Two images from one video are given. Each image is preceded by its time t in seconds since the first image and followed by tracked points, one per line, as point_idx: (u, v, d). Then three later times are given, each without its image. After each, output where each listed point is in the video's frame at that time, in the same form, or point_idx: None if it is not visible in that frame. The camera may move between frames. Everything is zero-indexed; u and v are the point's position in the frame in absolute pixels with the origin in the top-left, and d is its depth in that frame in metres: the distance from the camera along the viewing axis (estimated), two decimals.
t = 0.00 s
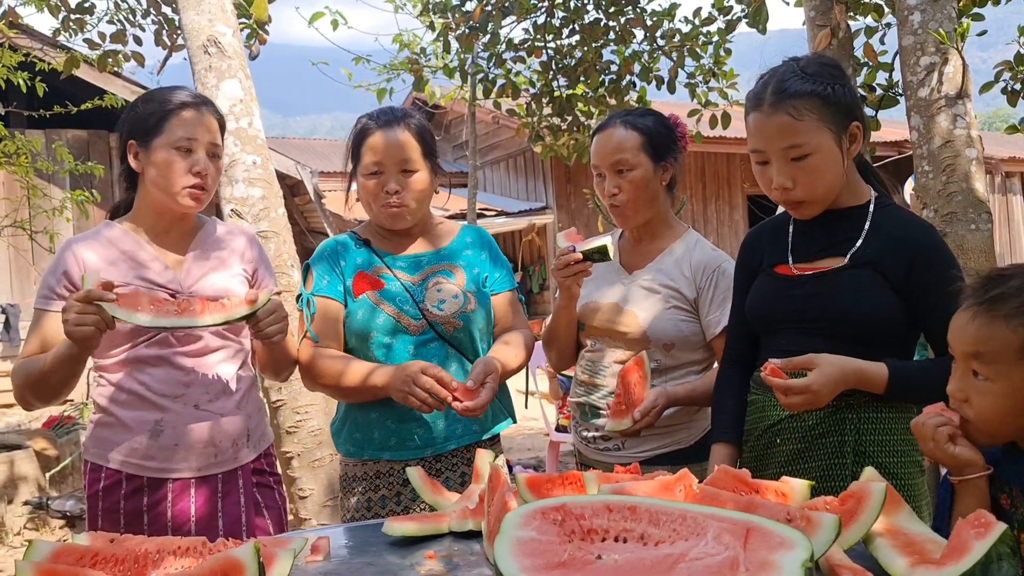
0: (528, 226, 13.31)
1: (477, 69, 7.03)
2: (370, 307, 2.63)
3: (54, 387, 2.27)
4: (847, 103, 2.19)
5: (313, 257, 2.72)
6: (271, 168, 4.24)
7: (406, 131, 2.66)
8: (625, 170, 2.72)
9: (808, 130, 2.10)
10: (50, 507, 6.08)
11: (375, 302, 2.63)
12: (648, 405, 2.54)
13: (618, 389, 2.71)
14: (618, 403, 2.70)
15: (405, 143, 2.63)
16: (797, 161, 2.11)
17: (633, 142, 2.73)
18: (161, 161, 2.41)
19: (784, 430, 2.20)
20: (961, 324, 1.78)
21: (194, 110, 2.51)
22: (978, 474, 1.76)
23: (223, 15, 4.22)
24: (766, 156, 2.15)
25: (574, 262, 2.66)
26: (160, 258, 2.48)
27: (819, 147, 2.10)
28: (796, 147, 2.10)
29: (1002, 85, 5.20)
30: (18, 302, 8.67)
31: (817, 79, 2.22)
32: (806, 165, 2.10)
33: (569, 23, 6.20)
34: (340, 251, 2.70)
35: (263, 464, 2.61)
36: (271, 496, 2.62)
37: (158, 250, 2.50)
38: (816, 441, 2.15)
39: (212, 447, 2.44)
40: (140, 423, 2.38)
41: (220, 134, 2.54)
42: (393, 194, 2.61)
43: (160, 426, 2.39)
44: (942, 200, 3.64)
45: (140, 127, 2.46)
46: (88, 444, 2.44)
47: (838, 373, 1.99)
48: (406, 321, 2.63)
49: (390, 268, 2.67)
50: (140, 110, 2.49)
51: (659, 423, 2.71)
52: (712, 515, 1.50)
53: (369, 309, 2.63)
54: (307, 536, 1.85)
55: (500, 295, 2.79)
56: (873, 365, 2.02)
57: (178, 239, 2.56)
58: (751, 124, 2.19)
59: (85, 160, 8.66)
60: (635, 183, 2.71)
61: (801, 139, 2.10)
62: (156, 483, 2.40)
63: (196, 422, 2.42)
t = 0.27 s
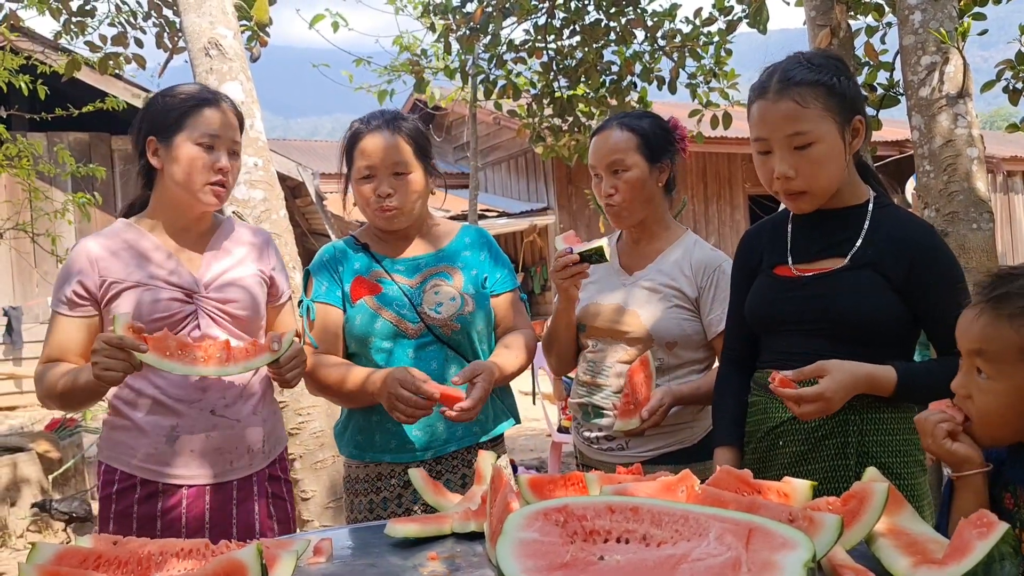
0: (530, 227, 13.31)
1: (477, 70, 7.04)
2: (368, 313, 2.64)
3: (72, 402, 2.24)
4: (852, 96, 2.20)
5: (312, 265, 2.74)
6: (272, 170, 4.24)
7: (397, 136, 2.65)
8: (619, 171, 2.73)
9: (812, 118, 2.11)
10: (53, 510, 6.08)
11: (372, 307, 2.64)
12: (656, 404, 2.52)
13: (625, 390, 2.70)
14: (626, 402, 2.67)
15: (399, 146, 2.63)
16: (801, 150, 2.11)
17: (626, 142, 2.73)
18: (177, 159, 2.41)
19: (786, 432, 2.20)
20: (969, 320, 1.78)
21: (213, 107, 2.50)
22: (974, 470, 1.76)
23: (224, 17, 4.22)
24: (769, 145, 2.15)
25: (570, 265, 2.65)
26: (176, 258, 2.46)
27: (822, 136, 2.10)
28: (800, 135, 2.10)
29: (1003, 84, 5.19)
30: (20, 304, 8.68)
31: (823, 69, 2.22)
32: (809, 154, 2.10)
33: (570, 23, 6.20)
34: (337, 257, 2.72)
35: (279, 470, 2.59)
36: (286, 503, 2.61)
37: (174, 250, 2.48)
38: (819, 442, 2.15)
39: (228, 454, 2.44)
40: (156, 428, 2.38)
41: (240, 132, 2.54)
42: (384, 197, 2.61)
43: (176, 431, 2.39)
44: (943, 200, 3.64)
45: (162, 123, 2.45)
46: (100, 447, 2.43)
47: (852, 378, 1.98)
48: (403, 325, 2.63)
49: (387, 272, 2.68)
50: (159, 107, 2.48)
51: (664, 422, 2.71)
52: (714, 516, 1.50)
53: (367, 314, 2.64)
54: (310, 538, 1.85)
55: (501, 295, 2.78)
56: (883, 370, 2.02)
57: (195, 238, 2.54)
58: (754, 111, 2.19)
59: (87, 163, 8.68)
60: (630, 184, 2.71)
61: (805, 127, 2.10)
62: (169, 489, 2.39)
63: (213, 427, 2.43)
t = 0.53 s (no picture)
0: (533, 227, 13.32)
1: (480, 70, 7.05)
2: (377, 310, 2.65)
3: (88, 393, 2.19)
4: (857, 90, 2.20)
5: (320, 265, 2.75)
6: (275, 170, 4.25)
7: (405, 133, 2.66)
8: (619, 173, 2.73)
9: (817, 107, 2.11)
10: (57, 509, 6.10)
11: (382, 305, 2.65)
12: (653, 402, 2.53)
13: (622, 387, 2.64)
14: (622, 400, 2.61)
15: (404, 146, 2.63)
16: (806, 139, 2.11)
17: (626, 145, 2.73)
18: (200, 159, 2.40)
19: (786, 431, 2.20)
20: (978, 328, 1.77)
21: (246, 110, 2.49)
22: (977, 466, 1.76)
23: (228, 18, 4.23)
24: (774, 135, 2.15)
25: (568, 269, 2.69)
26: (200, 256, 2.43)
27: (827, 125, 2.10)
28: (805, 123, 2.10)
29: (1007, 84, 5.18)
30: (24, 305, 8.71)
31: (828, 62, 2.23)
32: (814, 143, 2.10)
33: (572, 24, 6.21)
34: (345, 256, 2.72)
35: (301, 465, 2.62)
36: (308, 497, 2.62)
37: (197, 247, 2.45)
38: (820, 442, 2.15)
39: (257, 451, 2.44)
40: (184, 429, 2.35)
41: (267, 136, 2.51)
42: (394, 197, 2.61)
43: (206, 431, 2.37)
44: (947, 199, 3.64)
45: (194, 120, 2.43)
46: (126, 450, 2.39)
47: (841, 369, 1.98)
48: (413, 324, 2.64)
49: (396, 271, 2.68)
50: (190, 107, 2.46)
51: (661, 421, 2.72)
52: (718, 515, 1.50)
53: (376, 312, 2.65)
54: (314, 538, 1.86)
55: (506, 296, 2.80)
56: (878, 363, 2.01)
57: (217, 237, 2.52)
58: (760, 102, 2.20)
59: (90, 164, 8.70)
60: (630, 186, 2.71)
61: (809, 116, 2.10)
62: (203, 488, 2.37)
63: (240, 425, 2.41)
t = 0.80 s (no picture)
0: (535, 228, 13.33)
1: (483, 71, 7.05)
2: (386, 309, 2.65)
3: (105, 404, 2.19)
4: (858, 93, 2.20)
5: (331, 264, 2.76)
6: (278, 171, 4.26)
7: (417, 132, 2.66)
8: (618, 177, 2.73)
9: (818, 113, 2.11)
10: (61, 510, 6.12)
11: (391, 304, 2.65)
12: (641, 403, 2.54)
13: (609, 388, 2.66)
14: (610, 401, 2.64)
15: (412, 146, 2.63)
16: (807, 144, 2.11)
17: (625, 148, 2.74)
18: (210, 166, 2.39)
19: (785, 430, 2.20)
20: (978, 335, 1.77)
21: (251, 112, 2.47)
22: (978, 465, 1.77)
23: (231, 19, 4.24)
24: (776, 141, 2.15)
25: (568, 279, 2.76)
26: (206, 256, 2.43)
27: (829, 131, 2.11)
28: (806, 130, 2.11)
29: (1009, 83, 5.18)
30: (28, 305, 8.74)
31: (829, 65, 2.22)
32: (815, 148, 2.10)
33: (575, 24, 6.21)
34: (356, 255, 2.73)
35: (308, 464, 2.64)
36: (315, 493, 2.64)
37: (204, 250, 2.45)
38: (818, 440, 2.15)
39: (271, 450, 2.45)
40: (200, 431, 2.35)
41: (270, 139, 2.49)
42: (406, 192, 2.61)
43: (222, 432, 2.36)
44: (949, 199, 3.63)
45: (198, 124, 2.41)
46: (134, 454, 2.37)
47: (835, 365, 2.00)
48: (422, 324, 2.65)
49: (406, 271, 2.69)
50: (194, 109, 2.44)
51: (651, 422, 2.71)
52: (719, 515, 1.50)
53: (385, 311, 2.65)
54: (317, 538, 1.86)
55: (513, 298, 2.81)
56: (875, 360, 2.01)
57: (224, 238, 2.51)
58: (761, 108, 2.20)
59: (94, 165, 8.73)
60: (629, 190, 2.72)
61: (811, 122, 2.11)
62: (221, 488, 2.38)
63: (256, 425, 2.42)
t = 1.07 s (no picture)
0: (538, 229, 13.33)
1: (485, 72, 7.05)
2: (393, 309, 2.65)
3: (102, 404, 2.16)
4: (863, 94, 2.20)
5: (341, 264, 2.77)
6: (281, 173, 4.26)
7: (436, 142, 2.66)
8: (618, 182, 2.73)
9: (825, 113, 2.11)
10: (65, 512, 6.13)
11: (399, 303, 2.65)
12: (647, 403, 2.55)
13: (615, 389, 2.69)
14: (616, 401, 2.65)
15: (437, 154, 2.64)
16: (813, 144, 2.11)
17: (622, 154, 2.74)
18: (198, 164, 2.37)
19: (790, 433, 2.20)
20: (980, 331, 1.78)
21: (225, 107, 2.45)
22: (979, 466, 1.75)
23: (234, 22, 4.25)
24: (782, 140, 2.15)
25: (570, 292, 2.72)
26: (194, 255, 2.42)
27: (835, 131, 2.10)
28: (813, 129, 2.10)
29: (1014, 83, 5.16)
30: (31, 307, 8.76)
31: (834, 66, 2.22)
32: (821, 148, 2.10)
33: (577, 25, 6.21)
34: (365, 256, 2.73)
35: (298, 468, 2.66)
36: (303, 499, 2.66)
37: (194, 249, 2.45)
38: (825, 443, 2.15)
39: (262, 455, 2.45)
40: (193, 433, 2.34)
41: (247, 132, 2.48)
42: (426, 202, 2.62)
43: (215, 435, 2.36)
44: (953, 200, 3.63)
45: (176, 122, 2.38)
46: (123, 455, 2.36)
47: (833, 317, 1.99)
48: (428, 323, 2.65)
49: (415, 271, 2.69)
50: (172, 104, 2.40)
51: (656, 421, 2.71)
52: (722, 518, 1.50)
53: (392, 310, 2.65)
54: (321, 540, 1.86)
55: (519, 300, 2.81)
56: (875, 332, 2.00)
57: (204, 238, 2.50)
58: (766, 108, 2.20)
59: (97, 167, 8.74)
60: (628, 195, 2.72)
61: (818, 122, 2.10)
62: (212, 493, 2.37)
63: (249, 429, 2.41)
